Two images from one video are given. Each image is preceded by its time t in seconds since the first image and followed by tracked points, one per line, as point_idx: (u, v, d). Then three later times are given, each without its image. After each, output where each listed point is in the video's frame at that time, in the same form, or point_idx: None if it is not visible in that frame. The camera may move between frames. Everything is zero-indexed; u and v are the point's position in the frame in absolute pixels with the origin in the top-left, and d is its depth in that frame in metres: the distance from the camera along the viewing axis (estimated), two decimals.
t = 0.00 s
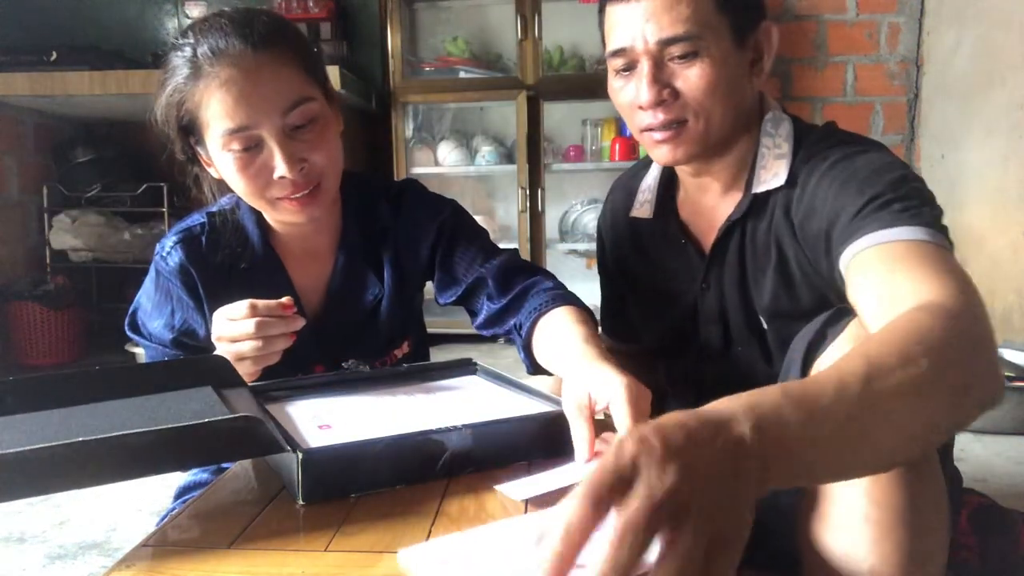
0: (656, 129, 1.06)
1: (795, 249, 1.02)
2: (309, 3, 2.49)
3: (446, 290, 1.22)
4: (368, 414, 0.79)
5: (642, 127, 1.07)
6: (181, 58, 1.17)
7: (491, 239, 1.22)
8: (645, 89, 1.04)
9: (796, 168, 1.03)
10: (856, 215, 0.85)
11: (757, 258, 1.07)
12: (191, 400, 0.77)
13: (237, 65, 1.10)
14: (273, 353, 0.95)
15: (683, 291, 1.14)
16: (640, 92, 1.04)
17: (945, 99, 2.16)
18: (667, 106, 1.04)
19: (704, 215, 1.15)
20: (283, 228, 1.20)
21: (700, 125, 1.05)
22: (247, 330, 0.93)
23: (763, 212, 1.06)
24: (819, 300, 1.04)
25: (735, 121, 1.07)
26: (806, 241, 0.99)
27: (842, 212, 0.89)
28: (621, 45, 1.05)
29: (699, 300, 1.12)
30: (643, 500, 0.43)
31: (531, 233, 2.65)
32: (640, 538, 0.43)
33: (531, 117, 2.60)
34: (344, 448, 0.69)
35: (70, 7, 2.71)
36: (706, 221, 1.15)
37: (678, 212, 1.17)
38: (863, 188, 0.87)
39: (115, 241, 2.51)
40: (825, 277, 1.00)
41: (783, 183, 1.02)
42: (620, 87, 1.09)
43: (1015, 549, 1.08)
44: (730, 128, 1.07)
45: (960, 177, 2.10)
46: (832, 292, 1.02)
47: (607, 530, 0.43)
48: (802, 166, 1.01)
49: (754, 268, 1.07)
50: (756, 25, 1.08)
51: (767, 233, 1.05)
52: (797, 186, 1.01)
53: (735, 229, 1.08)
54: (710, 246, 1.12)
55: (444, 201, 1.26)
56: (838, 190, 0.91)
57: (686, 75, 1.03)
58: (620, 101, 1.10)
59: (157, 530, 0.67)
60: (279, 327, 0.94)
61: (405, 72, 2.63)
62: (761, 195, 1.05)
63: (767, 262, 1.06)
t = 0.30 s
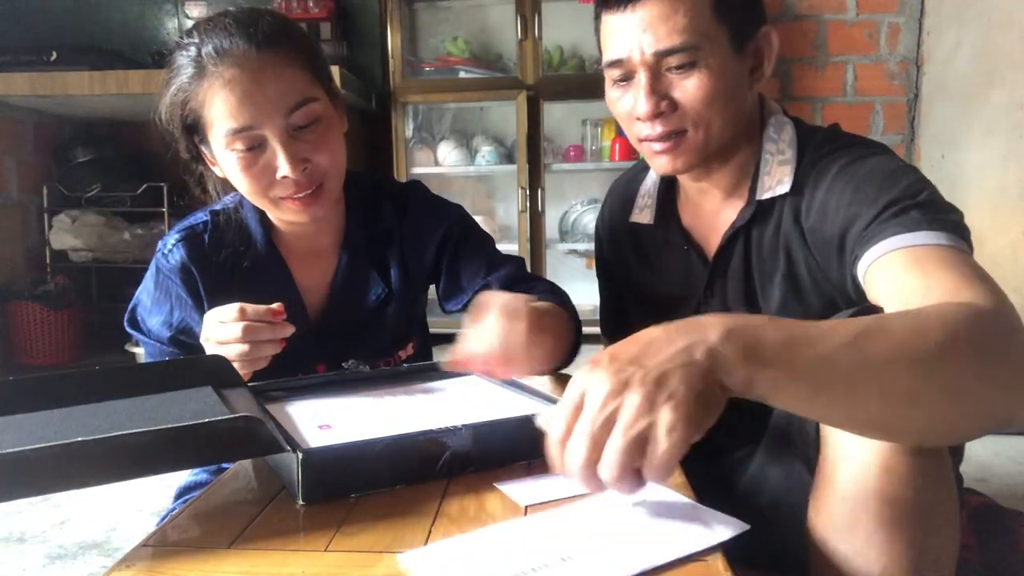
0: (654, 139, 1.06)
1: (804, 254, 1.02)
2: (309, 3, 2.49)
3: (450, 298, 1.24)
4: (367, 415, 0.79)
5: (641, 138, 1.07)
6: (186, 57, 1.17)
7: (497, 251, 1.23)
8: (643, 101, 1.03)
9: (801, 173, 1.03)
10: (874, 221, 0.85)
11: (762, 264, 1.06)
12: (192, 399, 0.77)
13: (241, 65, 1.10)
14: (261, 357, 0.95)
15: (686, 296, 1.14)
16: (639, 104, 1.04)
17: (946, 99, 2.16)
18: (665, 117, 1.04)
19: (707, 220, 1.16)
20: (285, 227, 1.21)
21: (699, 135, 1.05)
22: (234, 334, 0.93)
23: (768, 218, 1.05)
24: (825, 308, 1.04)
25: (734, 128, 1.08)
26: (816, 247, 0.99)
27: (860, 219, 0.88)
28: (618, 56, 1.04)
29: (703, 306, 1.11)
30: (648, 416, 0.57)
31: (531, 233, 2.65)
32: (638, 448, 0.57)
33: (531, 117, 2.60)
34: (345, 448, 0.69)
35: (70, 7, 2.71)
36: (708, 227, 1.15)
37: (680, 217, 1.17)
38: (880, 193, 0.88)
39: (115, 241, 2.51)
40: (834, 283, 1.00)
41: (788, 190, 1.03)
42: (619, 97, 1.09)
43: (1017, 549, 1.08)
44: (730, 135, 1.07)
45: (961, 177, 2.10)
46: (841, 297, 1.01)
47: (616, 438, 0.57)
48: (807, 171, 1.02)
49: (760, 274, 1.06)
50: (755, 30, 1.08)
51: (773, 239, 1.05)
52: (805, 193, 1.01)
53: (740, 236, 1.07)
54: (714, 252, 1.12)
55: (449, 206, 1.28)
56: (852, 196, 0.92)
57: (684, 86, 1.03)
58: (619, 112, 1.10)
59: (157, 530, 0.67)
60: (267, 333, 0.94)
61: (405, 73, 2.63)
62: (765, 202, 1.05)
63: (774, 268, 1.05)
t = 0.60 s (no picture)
0: (653, 144, 1.06)
1: (805, 254, 1.02)
2: (308, 3, 2.49)
3: (449, 295, 1.24)
4: (367, 415, 0.79)
5: (640, 143, 1.07)
6: (180, 57, 1.17)
7: (497, 250, 1.23)
8: (642, 106, 1.03)
9: (802, 173, 1.03)
10: (873, 219, 0.85)
11: (763, 266, 1.06)
12: (192, 399, 0.77)
13: (233, 63, 1.10)
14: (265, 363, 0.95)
15: (687, 298, 1.13)
16: (637, 109, 1.04)
17: (945, 99, 2.16)
18: (664, 122, 1.04)
19: (708, 222, 1.15)
20: (282, 224, 1.21)
21: (698, 140, 1.05)
22: (239, 340, 0.93)
23: (769, 219, 1.05)
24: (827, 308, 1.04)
25: (734, 131, 1.08)
26: (817, 246, 0.99)
27: (860, 217, 0.88)
28: (616, 61, 1.04)
29: (705, 308, 1.11)
30: (621, 417, 0.62)
31: (531, 233, 2.65)
32: (619, 450, 0.62)
33: (531, 117, 2.60)
34: (345, 448, 0.69)
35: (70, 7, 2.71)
36: (710, 230, 1.15)
37: (681, 219, 1.17)
38: (879, 191, 0.88)
39: (115, 241, 2.51)
40: (835, 282, 1.00)
41: (790, 192, 1.03)
42: (618, 102, 1.09)
43: (1016, 548, 1.08)
44: (729, 138, 1.07)
45: (962, 177, 2.10)
46: (842, 297, 1.01)
47: (596, 444, 0.62)
48: (808, 171, 1.02)
49: (761, 276, 1.06)
50: (754, 32, 1.08)
51: (775, 241, 1.05)
52: (805, 194, 1.01)
53: (741, 239, 1.07)
54: (715, 253, 1.12)
55: (445, 201, 1.29)
56: (852, 195, 0.92)
57: (682, 92, 1.03)
58: (618, 117, 1.10)
59: (157, 529, 0.67)
60: (272, 339, 0.93)
61: (405, 72, 2.63)
62: (766, 203, 1.05)
63: (775, 269, 1.05)
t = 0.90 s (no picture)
0: (653, 145, 1.06)
1: (807, 253, 1.02)
2: (308, 3, 2.49)
3: (443, 290, 1.24)
4: (367, 415, 0.79)
5: (640, 144, 1.07)
6: (169, 60, 1.17)
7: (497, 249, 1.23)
8: (641, 106, 1.03)
9: (802, 173, 1.03)
10: (874, 218, 0.85)
11: (765, 266, 1.06)
12: (191, 399, 0.77)
13: (221, 63, 1.10)
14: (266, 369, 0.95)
15: (688, 298, 1.13)
16: (636, 109, 1.04)
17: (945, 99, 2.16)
18: (663, 123, 1.04)
19: (709, 222, 1.15)
20: (277, 224, 1.20)
21: (697, 140, 1.05)
22: (240, 346, 0.93)
23: (769, 219, 1.05)
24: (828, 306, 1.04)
25: (733, 131, 1.08)
26: (818, 245, 0.99)
27: (861, 216, 0.88)
28: (615, 63, 1.04)
29: (706, 308, 1.11)
30: (622, 417, 0.62)
31: (531, 233, 2.65)
32: (619, 447, 0.63)
33: (532, 117, 2.60)
34: (344, 448, 0.69)
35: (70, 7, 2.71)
36: (711, 229, 1.15)
37: (682, 218, 1.17)
38: (879, 190, 0.88)
39: (115, 241, 2.51)
40: (837, 281, 1.00)
41: (791, 191, 1.03)
42: (617, 104, 1.09)
43: (1017, 548, 1.08)
44: (729, 138, 1.07)
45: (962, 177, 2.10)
46: (844, 296, 1.01)
47: (597, 442, 0.63)
48: (808, 171, 1.02)
49: (763, 275, 1.06)
50: (752, 32, 1.08)
51: (776, 241, 1.05)
52: (806, 194, 1.01)
53: (742, 239, 1.07)
54: (717, 253, 1.12)
55: (442, 199, 1.29)
56: (853, 195, 0.92)
57: (680, 92, 1.03)
58: (618, 118, 1.10)
59: (157, 530, 0.67)
60: (273, 346, 0.93)
61: (405, 73, 2.63)
62: (767, 203, 1.05)
63: (777, 268, 1.05)
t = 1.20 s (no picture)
0: (652, 146, 1.06)
1: (807, 253, 1.02)
2: (308, 3, 2.49)
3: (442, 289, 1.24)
4: (366, 415, 0.79)
5: (639, 144, 1.07)
6: (165, 61, 1.17)
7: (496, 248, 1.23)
8: (639, 107, 1.03)
9: (803, 173, 1.03)
10: (874, 218, 0.85)
11: (765, 265, 1.06)
12: (190, 399, 0.77)
13: (216, 64, 1.10)
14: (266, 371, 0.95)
15: (688, 298, 1.13)
16: (635, 110, 1.04)
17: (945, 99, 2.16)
18: (662, 123, 1.04)
19: (709, 222, 1.15)
20: (275, 222, 1.20)
21: (696, 141, 1.05)
22: (240, 347, 0.93)
23: (769, 218, 1.05)
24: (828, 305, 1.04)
25: (732, 131, 1.08)
26: (818, 245, 0.99)
27: (861, 216, 0.88)
28: (613, 63, 1.04)
29: (707, 308, 1.11)
30: (607, 386, 0.64)
31: (531, 233, 2.65)
32: (610, 420, 0.64)
33: (532, 117, 2.60)
34: (344, 448, 0.69)
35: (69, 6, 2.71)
36: (711, 230, 1.15)
37: (682, 218, 1.17)
38: (880, 190, 0.88)
39: (115, 241, 2.51)
40: (837, 280, 1.00)
41: (791, 191, 1.03)
42: (617, 104, 1.09)
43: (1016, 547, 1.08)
44: (728, 138, 1.07)
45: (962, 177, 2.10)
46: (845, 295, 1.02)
47: (588, 414, 0.64)
48: (808, 171, 1.02)
49: (763, 275, 1.06)
50: (751, 32, 1.08)
51: (776, 240, 1.05)
52: (806, 194, 1.01)
53: (742, 239, 1.07)
54: (717, 253, 1.12)
55: (441, 198, 1.28)
56: (853, 195, 0.92)
57: (679, 92, 1.03)
58: (617, 119, 1.10)
59: (157, 529, 0.67)
60: (273, 347, 0.93)
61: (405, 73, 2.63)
62: (766, 203, 1.05)
63: (777, 268, 1.05)
